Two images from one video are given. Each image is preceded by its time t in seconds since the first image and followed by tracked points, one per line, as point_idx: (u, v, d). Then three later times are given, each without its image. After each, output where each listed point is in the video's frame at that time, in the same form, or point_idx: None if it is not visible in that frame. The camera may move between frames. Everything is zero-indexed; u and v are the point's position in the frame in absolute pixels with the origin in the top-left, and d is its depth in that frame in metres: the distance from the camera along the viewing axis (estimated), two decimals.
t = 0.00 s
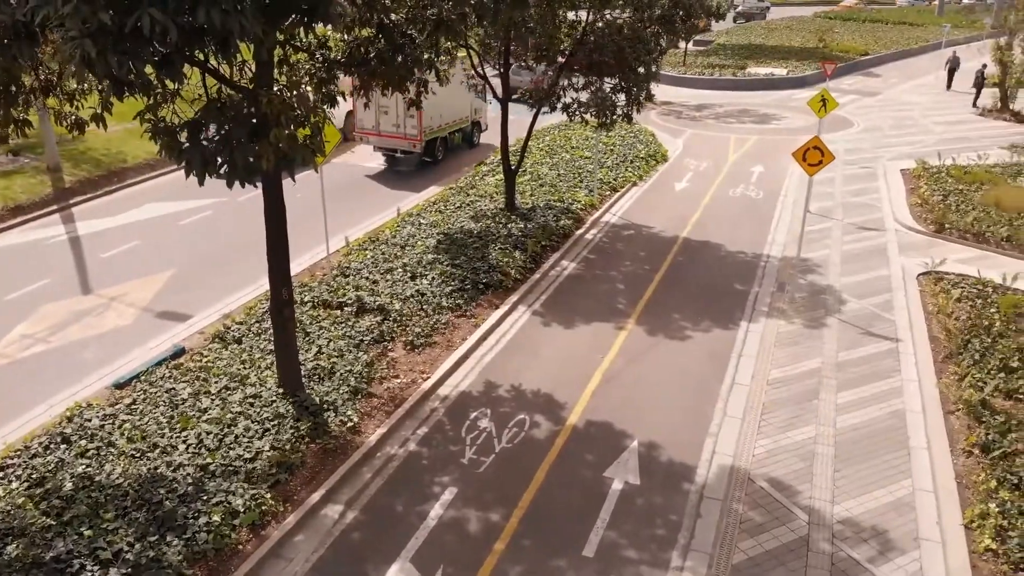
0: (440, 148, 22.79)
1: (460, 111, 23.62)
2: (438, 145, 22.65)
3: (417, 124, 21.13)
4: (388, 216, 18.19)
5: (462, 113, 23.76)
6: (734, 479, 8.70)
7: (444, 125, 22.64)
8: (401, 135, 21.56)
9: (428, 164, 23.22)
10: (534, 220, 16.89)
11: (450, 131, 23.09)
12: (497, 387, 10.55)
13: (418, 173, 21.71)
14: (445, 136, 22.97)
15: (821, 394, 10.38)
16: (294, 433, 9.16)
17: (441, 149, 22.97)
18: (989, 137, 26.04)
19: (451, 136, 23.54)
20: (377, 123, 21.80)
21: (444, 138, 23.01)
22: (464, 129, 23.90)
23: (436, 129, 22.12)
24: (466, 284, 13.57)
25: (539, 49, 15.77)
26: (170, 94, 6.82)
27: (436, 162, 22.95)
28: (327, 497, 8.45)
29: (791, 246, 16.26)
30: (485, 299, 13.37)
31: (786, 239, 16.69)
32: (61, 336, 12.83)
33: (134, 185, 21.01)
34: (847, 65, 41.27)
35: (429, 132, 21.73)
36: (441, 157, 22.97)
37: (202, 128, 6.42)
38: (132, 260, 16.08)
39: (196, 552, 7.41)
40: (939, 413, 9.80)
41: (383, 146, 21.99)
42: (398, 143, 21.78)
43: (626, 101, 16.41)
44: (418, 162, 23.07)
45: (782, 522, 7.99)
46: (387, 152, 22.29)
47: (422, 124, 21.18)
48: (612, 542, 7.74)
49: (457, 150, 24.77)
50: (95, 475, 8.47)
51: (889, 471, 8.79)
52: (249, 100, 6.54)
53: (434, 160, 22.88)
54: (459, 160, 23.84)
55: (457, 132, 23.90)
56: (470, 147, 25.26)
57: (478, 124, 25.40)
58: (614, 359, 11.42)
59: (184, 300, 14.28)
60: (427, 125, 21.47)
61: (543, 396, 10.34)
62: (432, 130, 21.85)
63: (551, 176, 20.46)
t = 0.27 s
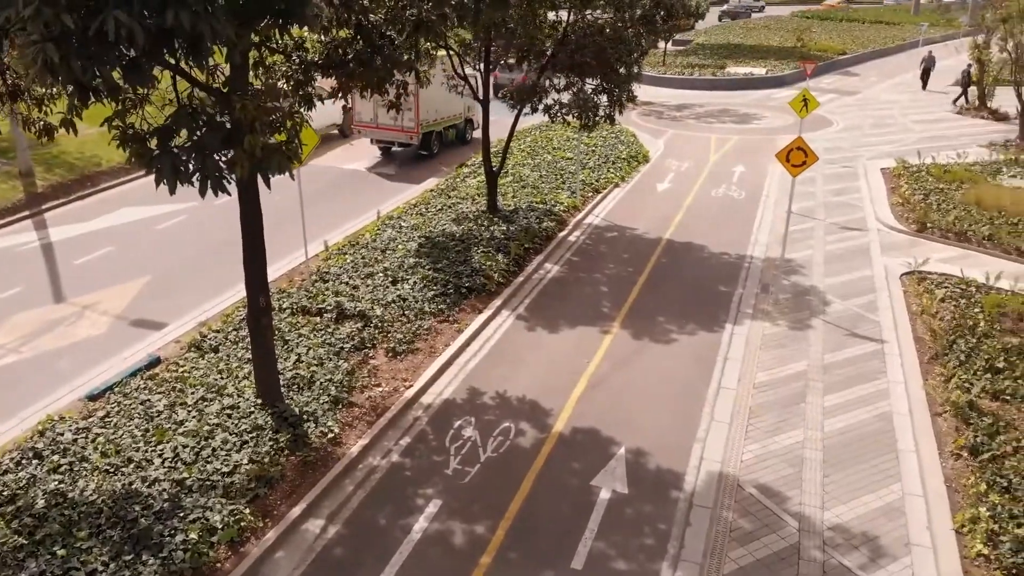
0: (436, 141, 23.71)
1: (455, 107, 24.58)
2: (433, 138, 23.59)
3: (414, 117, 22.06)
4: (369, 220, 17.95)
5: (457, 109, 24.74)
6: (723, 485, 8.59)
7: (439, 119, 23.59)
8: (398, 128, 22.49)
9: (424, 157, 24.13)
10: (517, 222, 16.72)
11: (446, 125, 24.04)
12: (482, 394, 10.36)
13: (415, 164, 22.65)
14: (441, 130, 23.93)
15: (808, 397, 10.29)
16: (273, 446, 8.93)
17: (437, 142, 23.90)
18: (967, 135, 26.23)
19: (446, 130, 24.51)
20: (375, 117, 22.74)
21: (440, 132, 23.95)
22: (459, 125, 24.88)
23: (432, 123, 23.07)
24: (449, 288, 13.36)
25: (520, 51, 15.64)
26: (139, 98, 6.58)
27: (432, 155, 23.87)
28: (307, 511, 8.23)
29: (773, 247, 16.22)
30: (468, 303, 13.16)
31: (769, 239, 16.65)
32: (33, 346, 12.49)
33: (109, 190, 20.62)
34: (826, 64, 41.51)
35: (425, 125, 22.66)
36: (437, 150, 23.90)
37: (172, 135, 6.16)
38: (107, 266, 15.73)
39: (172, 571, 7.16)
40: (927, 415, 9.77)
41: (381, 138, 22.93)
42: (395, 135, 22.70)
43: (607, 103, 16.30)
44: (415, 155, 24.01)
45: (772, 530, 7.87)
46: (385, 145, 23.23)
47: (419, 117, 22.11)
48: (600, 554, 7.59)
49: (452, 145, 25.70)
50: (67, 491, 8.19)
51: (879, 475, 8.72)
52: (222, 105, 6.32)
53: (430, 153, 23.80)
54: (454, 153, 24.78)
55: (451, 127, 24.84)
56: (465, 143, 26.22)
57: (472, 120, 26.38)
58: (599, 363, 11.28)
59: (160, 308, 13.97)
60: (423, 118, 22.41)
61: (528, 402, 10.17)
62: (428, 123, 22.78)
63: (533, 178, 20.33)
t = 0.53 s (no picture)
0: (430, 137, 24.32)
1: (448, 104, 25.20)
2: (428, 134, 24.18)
3: (410, 114, 22.64)
4: (349, 223, 17.67)
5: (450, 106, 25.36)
6: (713, 493, 8.45)
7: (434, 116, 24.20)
8: (394, 125, 23.07)
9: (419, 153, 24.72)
10: (499, 225, 16.53)
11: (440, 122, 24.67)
12: (466, 403, 10.16)
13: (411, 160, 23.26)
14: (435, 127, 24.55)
15: (796, 401, 10.19)
16: (252, 460, 8.67)
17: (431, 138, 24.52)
18: (945, 134, 26.39)
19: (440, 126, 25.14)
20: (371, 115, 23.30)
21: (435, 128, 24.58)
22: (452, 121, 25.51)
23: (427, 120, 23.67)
24: (432, 293, 13.13)
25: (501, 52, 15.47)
26: (107, 105, 6.32)
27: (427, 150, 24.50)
28: (288, 529, 7.99)
29: (757, 248, 16.15)
30: (451, 308, 12.94)
31: (752, 241, 16.59)
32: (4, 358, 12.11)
33: (82, 195, 20.16)
34: (805, 63, 41.70)
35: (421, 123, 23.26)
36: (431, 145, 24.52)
37: (141, 144, 5.93)
38: (80, 274, 15.35)
39: None
40: (915, 418, 9.74)
41: (377, 136, 23.50)
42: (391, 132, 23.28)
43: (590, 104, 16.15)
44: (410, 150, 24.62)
45: (764, 540, 7.74)
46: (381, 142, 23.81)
47: (415, 115, 22.70)
48: (590, 568, 7.41)
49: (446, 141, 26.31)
50: (38, 511, 7.89)
51: (869, 481, 8.64)
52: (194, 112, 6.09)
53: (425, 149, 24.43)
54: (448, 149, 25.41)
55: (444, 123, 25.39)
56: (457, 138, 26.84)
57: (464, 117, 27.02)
58: (586, 369, 11.12)
59: (135, 317, 13.63)
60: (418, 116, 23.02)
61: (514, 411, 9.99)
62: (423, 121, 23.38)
63: (515, 180, 20.16)
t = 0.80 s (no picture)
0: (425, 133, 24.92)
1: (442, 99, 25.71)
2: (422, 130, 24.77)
3: (405, 113, 23.20)
4: (328, 228, 17.35)
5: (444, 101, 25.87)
6: (703, 504, 8.29)
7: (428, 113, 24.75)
8: (390, 123, 23.65)
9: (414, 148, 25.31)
10: (481, 229, 16.30)
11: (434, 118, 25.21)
12: (450, 413, 9.92)
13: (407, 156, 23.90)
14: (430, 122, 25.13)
15: (784, 407, 10.06)
16: (229, 477, 8.38)
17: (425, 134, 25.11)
18: (925, 133, 26.52)
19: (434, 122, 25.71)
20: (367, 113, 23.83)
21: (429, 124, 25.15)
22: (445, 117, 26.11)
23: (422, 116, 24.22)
24: (413, 299, 12.86)
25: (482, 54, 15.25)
26: (69, 113, 6.02)
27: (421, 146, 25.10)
28: (266, 548, 7.71)
29: (741, 250, 16.05)
30: (433, 314, 12.67)
31: (735, 242, 16.49)
32: None
33: (52, 201, 19.64)
34: (783, 62, 41.84)
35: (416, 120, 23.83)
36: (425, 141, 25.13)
37: (106, 154, 5.63)
38: (52, 282, 14.92)
39: None
40: (904, 423, 9.66)
41: (374, 133, 24.06)
42: (387, 130, 23.85)
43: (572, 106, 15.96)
44: (406, 146, 25.19)
45: (755, 552, 7.59)
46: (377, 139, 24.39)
47: (409, 114, 23.26)
48: None
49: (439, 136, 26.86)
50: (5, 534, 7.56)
51: (860, 488, 8.52)
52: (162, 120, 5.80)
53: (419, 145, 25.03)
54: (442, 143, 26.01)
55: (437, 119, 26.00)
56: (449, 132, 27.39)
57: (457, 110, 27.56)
58: (571, 375, 10.92)
59: (109, 326, 13.26)
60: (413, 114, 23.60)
61: (498, 421, 9.76)
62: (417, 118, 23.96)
63: (497, 182, 19.93)
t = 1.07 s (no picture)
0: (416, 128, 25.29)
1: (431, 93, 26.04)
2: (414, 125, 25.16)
3: (399, 110, 23.59)
4: (307, 232, 17.03)
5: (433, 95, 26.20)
6: (693, 515, 8.11)
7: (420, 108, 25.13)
8: (384, 119, 24.03)
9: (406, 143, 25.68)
10: (463, 233, 16.05)
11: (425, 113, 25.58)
12: (433, 425, 9.67)
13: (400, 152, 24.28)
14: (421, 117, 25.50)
15: (773, 413, 9.91)
16: (204, 496, 8.08)
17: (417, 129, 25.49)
18: (904, 132, 26.61)
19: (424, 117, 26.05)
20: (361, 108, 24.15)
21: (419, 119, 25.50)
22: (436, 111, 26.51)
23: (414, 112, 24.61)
24: (394, 306, 12.58)
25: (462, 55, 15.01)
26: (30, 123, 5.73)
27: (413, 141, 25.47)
28: (244, 570, 7.42)
29: (725, 252, 15.91)
30: (414, 320, 12.40)
31: (719, 244, 16.37)
32: None
33: (20, 207, 19.12)
34: (762, 62, 41.92)
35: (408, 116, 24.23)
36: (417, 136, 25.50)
37: (67, 166, 5.33)
38: (22, 291, 14.51)
39: None
40: (894, 428, 9.55)
41: (368, 129, 24.42)
42: (381, 125, 24.24)
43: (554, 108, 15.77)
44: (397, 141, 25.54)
45: (749, 566, 7.41)
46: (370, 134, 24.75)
47: (403, 110, 23.65)
48: None
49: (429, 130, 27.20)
50: None
51: (851, 497, 8.38)
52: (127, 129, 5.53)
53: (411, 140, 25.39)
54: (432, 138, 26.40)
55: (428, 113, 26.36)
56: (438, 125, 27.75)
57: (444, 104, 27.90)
58: (556, 383, 10.71)
59: (82, 337, 12.88)
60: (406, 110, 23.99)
61: (483, 431, 9.53)
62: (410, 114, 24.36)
63: (478, 184, 19.70)
